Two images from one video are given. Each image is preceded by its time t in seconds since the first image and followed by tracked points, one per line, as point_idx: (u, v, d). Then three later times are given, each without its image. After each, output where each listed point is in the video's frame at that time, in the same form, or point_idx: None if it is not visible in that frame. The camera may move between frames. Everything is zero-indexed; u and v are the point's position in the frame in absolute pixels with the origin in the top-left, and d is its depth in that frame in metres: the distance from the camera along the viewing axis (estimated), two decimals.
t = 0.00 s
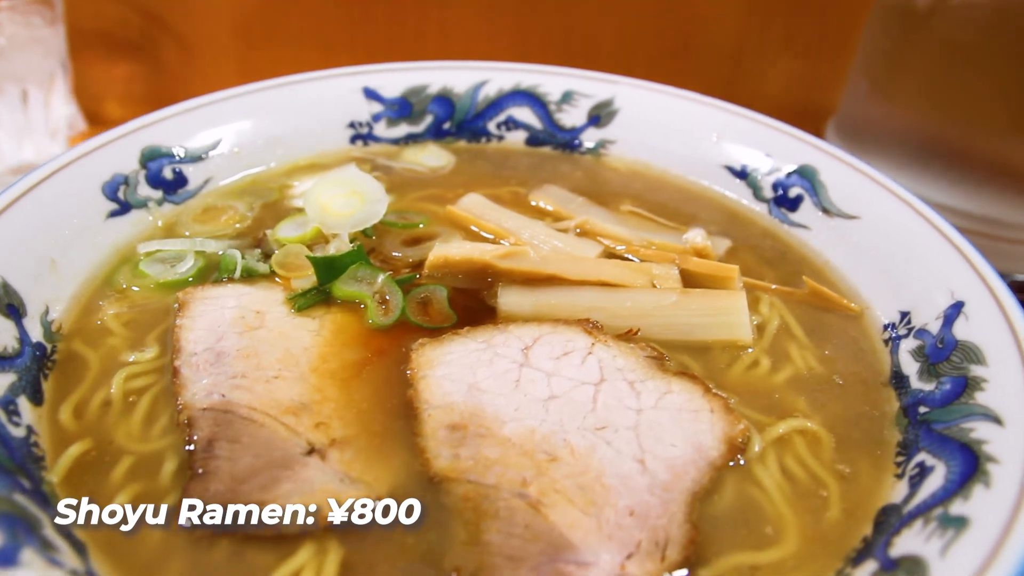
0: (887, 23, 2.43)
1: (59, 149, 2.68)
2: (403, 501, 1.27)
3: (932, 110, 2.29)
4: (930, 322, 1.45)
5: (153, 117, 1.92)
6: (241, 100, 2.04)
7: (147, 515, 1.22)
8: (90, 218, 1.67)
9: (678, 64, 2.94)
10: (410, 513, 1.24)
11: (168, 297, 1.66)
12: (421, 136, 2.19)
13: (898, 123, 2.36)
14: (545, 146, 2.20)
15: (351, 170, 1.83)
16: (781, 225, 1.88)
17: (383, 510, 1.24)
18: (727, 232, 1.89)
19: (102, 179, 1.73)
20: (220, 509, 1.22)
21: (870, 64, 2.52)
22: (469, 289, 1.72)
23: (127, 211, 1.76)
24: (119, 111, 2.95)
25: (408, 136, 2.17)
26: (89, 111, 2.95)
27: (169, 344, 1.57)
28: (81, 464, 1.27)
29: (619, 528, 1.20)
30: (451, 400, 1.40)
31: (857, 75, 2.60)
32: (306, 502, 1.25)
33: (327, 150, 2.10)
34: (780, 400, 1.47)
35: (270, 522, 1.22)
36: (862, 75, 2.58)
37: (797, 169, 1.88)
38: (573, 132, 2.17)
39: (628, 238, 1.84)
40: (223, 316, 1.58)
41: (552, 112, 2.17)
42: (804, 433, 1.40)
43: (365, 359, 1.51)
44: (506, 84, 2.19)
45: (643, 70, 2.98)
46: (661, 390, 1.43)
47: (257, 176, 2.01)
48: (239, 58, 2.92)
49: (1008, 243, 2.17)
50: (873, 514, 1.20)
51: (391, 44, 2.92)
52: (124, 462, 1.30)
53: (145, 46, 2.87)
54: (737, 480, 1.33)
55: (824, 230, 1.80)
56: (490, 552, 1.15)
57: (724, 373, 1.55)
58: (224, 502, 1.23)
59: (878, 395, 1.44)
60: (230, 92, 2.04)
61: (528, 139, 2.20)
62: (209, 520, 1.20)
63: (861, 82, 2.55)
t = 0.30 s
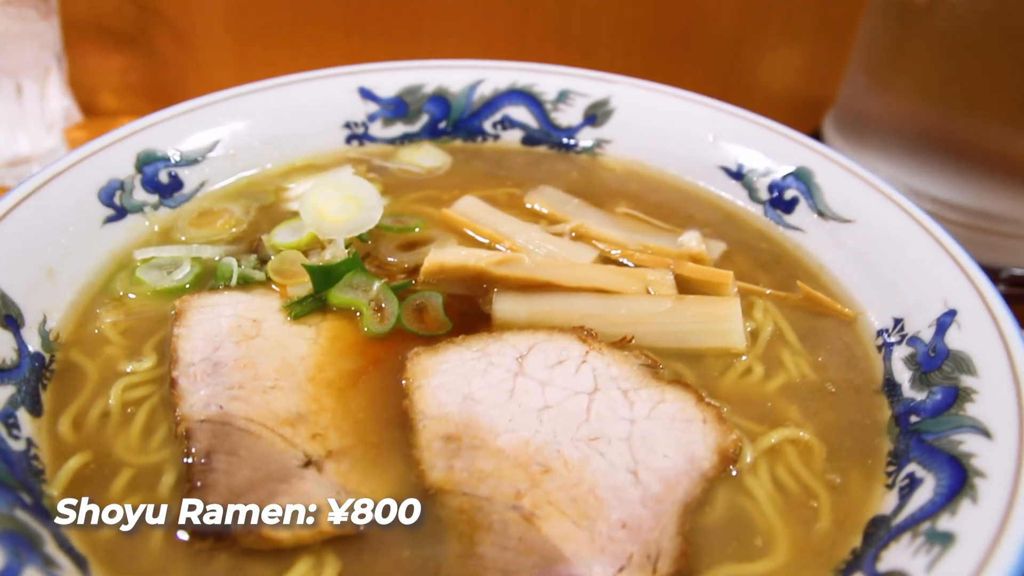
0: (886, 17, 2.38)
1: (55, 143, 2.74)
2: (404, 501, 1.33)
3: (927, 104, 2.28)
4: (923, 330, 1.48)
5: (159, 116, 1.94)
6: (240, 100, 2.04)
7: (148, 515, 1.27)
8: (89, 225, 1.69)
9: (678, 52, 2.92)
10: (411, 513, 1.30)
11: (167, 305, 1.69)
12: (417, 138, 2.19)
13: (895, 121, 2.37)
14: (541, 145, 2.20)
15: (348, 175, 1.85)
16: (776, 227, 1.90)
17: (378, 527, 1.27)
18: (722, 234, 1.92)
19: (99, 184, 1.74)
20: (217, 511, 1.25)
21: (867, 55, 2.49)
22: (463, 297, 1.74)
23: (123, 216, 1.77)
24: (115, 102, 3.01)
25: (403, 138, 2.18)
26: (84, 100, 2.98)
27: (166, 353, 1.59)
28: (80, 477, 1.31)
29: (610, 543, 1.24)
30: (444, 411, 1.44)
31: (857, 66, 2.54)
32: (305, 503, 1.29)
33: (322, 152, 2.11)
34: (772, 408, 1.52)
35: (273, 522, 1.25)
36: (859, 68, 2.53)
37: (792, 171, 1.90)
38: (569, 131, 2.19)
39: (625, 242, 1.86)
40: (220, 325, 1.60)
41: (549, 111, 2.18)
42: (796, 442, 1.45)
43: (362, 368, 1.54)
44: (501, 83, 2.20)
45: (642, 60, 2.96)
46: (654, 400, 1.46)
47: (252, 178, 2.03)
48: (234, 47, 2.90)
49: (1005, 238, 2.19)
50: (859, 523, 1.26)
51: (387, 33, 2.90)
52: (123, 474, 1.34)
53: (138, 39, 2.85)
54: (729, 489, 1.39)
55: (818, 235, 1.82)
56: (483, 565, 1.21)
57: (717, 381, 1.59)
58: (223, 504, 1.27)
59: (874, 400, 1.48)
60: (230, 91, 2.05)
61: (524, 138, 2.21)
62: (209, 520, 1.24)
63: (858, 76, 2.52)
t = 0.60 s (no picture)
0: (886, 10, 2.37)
1: (54, 134, 2.74)
2: (405, 501, 1.40)
3: (926, 100, 2.27)
4: (917, 334, 1.56)
5: (166, 112, 2.03)
6: (248, 97, 2.13)
7: (146, 514, 1.34)
8: (86, 226, 1.76)
9: (677, 42, 2.91)
10: (411, 513, 1.37)
11: (163, 311, 1.75)
12: (413, 134, 2.28)
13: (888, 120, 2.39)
14: (538, 141, 2.30)
15: (346, 177, 1.90)
16: (774, 227, 1.99)
17: (377, 534, 1.33)
18: (717, 235, 1.99)
19: (96, 189, 1.81)
20: (218, 510, 1.33)
21: (867, 45, 2.47)
22: (461, 300, 1.81)
23: (121, 219, 1.85)
24: (112, 91, 3.01)
25: (399, 135, 2.27)
26: (83, 90, 2.99)
27: (166, 359, 1.66)
28: (82, 485, 1.37)
29: (604, 553, 1.32)
30: (441, 417, 1.52)
31: (856, 57, 2.53)
32: (306, 503, 1.37)
33: (322, 150, 2.21)
34: (766, 414, 1.58)
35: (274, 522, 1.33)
36: (859, 58, 2.52)
37: (790, 171, 1.98)
38: (566, 127, 2.28)
39: (621, 243, 1.94)
40: (219, 330, 1.68)
41: (546, 107, 2.27)
42: (789, 448, 1.51)
43: (359, 374, 1.62)
44: (499, 79, 2.28)
45: (642, 49, 2.94)
46: (649, 404, 1.54)
47: (251, 177, 2.11)
48: (233, 35, 2.88)
49: (1005, 232, 2.20)
50: (852, 531, 1.33)
51: (386, 20, 2.88)
52: (125, 482, 1.39)
53: (135, 27, 2.82)
54: (722, 495, 1.45)
55: (815, 235, 1.90)
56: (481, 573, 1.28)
57: (712, 386, 1.66)
58: (224, 503, 1.35)
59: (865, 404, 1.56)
60: (239, 88, 2.14)
61: (522, 135, 2.30)
62: (209, 520, 1.30)
63: (858, 68, 2.50)
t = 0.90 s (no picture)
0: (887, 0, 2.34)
1: (54, 125, 2.75)
2: (405, 501, 1.42)
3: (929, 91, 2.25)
4: (914, 335, 1.57)
5: (176, 104, 2.05)
6: (250, 92, 2.13)
7: (146, 514, 1.37)
8: (88, 230, 1.77)
9: (678, 29, 2.89)
10: (411, 513, 1.39)
11: (165, 311, 1.77)
12: (413, 129, 2.27)
13: (888, 111, 2.38)
14: (538, 135, 2.30)
15: (344, 174, 1.90)
16: (773, 223, 1.99)
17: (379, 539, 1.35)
18: (717, 232, 2.00)
19: (96, 188, 1.81)
20: (219, 510, 1.37)
21: (869, 32, 2.45)
22: (459, 300, 1.82)
23: (121, 218, 1.85)
24: (112, 80, 3.00)
25: (399, 129, 2.26)
26: (83, 80, 2.98)
27: (168, 361, 1.68)
28: (87, 490, 1.39)
29: (602, 557, 1.34)
30: (441, 421, 1.54)
31: (857, 45, 2.52)
32: (306, 503, 1.40)
33: (321, 146, 2.20)
34: (763, 416, 1.60)
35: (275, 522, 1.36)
36: (861, 47, 2.50)
37: (791, 167, 1.97)
38: (566, 121, 2.27)
39: (620, 241, 1.94)
40: (220, 332, 1.70)
41: (546, 101, 2.26)
42: (786, 451, 1.53)
43: (359, 376, 1.64)
44: (498, 73, 2.27)
45: (643, 37, 2.92)
46: (647, 407, 1.56)
47: (251, 175, 2.11)
48: (232, 25, 2.87)
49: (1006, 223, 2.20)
50: (847, 535, 1.35)
51: (384, 9, 2.86)
52: (129, 486, 1.42)
53: (134, 17, 2.81)
54: (718, 500, 1.47)
55: (815, 232, 1.90)
56: None
57: (710, 388, 1.67)
58: (224, 503, 1.38)
59: (860, 406, 1.57)
60: (242, 82, 2.14)
61: (522, 129, 2.29)
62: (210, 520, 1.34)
63: (861, 57, 2.48)
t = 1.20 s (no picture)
0: None
1: (55, 112, 2.76)
2: (405, 501, 1.45)
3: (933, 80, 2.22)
4: (914, 335, 1.57)
5: (178, 97, 2.04)
6: (252, 85, 2.12)
7: (147, 514, 1.40)
8: (91, 228, 1.78)
9: (682, 12, 2.86)
10: (411, 513, 1.43)
11: (171, 308, 1.78)
12: (416, 120, 2.27)
13: (893, 100, 2.36)
14: (540, 126, 2.28)
15: (346, 170, 1.90)
16: (776, 218, 1.98)
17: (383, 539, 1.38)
18: (719, 227, 1.99)
19: (99, 185, 1.81)
20: (219, 509, 1.40)
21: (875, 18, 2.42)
22: (463, 297, 1.83)
23: (124, 215, 1.86)
24: (112, 67, 2.99)
25: (401, 121, 2.26)
26: (83, 66, 2.97)
27: (173, 360, 1.70)
28: (95, 491, 1.42)
29: (602, 557, 1.36)
30: (444, 421, 1.56)
31: (862, 30, 2.50)
32: (307, 502, 1.43)
33: (324, 139, 2.20)
34: (763, 416, 1.62)
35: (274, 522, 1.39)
36: (866, 32, 2.48)
37: (795, 161, 1.96)
38: (568, 113, 2.26)
39: (622, 236, 1.93)
40: (224, 331, 1.71)
41: (548, 92, 2.25)
42: (785, 450, 1.55)
43: (362, 376, 1.66)
44: (500, 64, 2.25)
45: (646, 21, 2.90)
46: (648, 407, 1.57)
47: (253, 169, 2.11)
48: (233, 13, 2.86)
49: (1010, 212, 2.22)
50: (845, 536, 1.37)
51: None
52: (136, 487, 1.44)
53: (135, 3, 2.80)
54: (718, 500, 1.49)
55: (819, 227, 1.90)
56: None
57: (710, 386, 1.69)
58: (224, 503, 1.41)
59: (860, 406, 1.58)
60: (244, 75, 2.14)
61: (524, 120, 2.29)
62: (210, 520, 1.37)
63: (866, 41, 2.46)
